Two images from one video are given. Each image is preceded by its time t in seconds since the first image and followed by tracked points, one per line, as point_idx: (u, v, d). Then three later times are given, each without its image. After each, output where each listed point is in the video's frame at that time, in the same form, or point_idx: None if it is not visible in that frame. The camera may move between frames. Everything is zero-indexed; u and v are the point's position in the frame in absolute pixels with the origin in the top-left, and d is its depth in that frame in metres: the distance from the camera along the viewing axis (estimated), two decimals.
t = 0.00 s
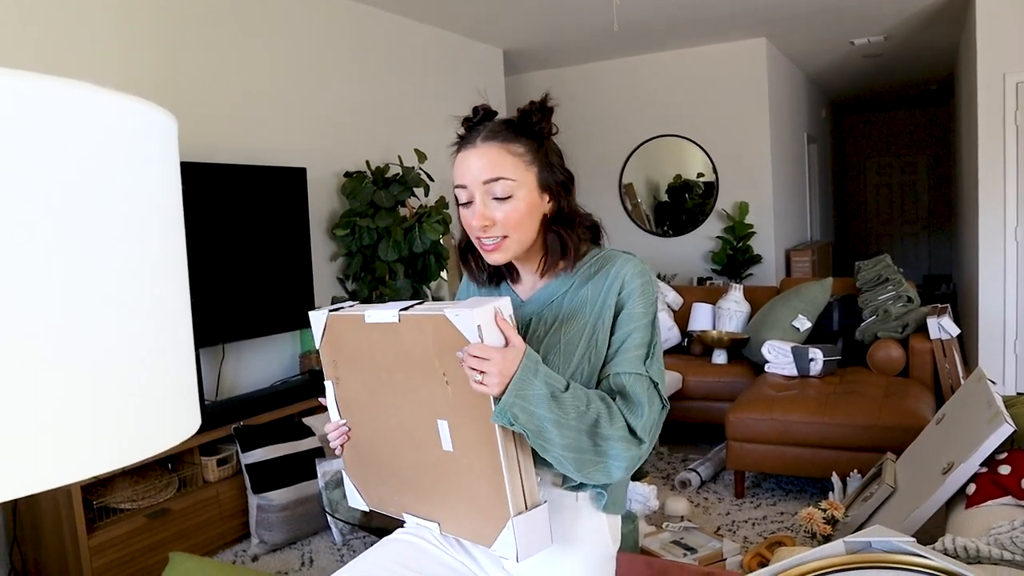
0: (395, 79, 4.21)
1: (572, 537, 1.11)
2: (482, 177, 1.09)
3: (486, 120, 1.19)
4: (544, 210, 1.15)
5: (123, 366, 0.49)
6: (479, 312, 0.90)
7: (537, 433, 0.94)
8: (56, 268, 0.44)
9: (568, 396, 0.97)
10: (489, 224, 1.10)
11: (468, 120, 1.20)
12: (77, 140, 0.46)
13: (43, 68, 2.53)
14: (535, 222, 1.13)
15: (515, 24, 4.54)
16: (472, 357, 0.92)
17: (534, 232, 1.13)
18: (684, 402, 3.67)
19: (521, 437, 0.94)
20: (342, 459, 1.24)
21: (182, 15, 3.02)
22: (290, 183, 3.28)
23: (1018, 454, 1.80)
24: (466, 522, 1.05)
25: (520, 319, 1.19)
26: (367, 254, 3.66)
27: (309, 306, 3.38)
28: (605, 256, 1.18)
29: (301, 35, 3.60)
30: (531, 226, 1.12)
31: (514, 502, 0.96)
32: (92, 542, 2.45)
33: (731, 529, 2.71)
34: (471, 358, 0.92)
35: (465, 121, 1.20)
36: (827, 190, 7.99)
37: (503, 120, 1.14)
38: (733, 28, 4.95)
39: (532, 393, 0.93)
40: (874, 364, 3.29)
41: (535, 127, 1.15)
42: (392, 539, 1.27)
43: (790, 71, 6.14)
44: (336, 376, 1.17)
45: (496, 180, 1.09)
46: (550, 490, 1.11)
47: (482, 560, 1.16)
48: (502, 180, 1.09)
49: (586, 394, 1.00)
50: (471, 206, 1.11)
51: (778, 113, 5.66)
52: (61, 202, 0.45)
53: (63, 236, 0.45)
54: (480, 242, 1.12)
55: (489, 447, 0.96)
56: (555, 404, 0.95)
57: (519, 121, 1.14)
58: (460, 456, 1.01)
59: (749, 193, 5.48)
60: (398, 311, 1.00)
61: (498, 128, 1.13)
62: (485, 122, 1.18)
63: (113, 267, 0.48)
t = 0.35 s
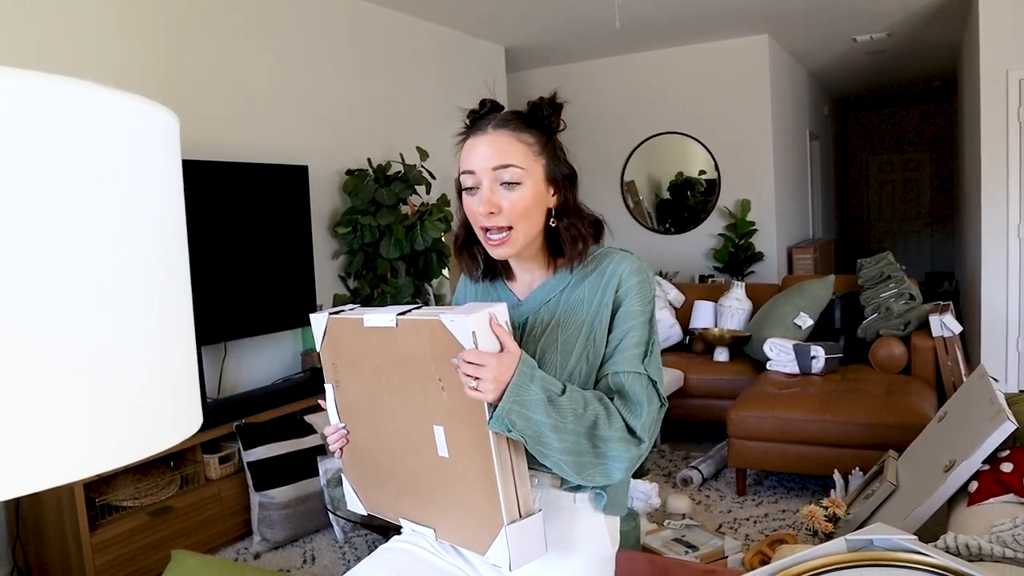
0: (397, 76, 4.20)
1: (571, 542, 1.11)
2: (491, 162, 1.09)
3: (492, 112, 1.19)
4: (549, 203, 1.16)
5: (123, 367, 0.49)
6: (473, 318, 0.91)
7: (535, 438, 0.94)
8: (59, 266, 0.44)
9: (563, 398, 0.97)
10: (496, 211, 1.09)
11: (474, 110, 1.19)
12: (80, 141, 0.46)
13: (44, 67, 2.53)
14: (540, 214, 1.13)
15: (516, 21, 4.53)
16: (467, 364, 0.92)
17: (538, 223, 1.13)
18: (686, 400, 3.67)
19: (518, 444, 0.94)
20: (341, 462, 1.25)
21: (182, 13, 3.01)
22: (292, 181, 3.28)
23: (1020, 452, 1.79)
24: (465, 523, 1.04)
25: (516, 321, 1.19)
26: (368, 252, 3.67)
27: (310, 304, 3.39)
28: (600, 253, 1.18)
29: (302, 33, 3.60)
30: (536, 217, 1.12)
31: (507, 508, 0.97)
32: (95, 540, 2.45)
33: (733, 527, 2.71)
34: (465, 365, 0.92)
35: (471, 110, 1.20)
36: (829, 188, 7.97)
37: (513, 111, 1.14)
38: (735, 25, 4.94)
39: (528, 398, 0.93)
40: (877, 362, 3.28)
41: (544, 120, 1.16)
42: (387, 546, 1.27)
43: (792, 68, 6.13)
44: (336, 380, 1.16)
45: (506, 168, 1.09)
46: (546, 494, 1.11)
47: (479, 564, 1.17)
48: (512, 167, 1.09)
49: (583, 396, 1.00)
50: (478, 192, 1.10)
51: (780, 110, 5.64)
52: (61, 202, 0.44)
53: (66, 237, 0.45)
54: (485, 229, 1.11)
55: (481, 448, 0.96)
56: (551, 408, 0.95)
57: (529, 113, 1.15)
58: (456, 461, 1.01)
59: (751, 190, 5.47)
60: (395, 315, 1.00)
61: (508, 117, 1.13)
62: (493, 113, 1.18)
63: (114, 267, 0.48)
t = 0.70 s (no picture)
0: (396, 77, 4.20)
1: (569, 544, 1.10)
2: (487, 163, 1.09)
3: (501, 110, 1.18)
4: (546, 204, 1.15)
5: (123, 367, 0.49)
6: (455, 321, 0.91)
7: (523, 439, 0.94)
8: (62, 265, 0.44)
9: (552, 399, 0.97)
10: (489, 210, 1.09)
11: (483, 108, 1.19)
12: (80, 141, 0.46)
13: (45, 67, 2.53)
14: (536, 216, 1.13)
15: (516, 22, 4.53)
16: (453, 367, 0.92)
17: (534, 225, 1.13)
18: (686, 400, 3.66)
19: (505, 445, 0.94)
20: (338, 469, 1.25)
21: (182, 14, 3.01)
22: (292, 181, 3.28)
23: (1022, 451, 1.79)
24: (464, 525, 1.04)
25: (516, 322, 1.19)
26: (368, 253, 3.67)
27: (310, 305, 3.38)
28: (600, 253, 1.18)
29: (302, 33, 3.60)
30: (532, 218, 1.12)
31: (501, 509, 0.96)
32: (96, 540, 2.46)
33: (734, 527, 2.71)
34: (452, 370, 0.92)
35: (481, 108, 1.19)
36: (829, 188, 7.96)
37: (517, 111, 1.14)
38: (735, 25, 4.94)
39: (514, 399, 0.93)
40: (878, 362, 3.28)
41: (547, 121, 1.15)
42: (385, 550, 1.27)
43: (792, 68, 6.13)
44: (330, 391, 1.16)
45: (503, 168, 1.09)
46: (542, 496, 1.11)
47: (476, 566, 1.17)
48: (507, 168, 1.09)
49: (574, 397, 1.00)
50: (475, 190, 1.10)
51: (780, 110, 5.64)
52: (60, 203, 0.44)
53: (69, 238, 0.45)
54: (478, 226, 1.11)
55: (480, 450, 0.96)
56: (539, 409, 0.95)
57: (531, 113, 1.14)
58: (455, 463, 1.01)
59: (751, 190, 5.47)
60: (382, 321, 0.99)
61: (510, 116, 1.12)
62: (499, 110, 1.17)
63: (114, 266, 0.48)
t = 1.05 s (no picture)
0: (396, 78, 4.20)
1: (567, 544, 1.11)
2: (531, 135, 1.14)
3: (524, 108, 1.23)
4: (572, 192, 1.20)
5: (124, 368, 0.49)
6: (444, 313, 0.94)
7: (512, 437, 0.95)
8: (66, 264, 0.45)
9: (545, 399, 0.98)
10: (529, 177, 1.13)
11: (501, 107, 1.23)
12: (80, 141, 0.46)
13: (44, 68, 2.53)
14: (565, 199, 1.18)
15: (515, 23, 4.53)
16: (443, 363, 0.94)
17: (563, 205, 1.18)
18: (687, 402, 3.66)
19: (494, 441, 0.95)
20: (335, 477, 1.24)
21: (181, 15, 3.01)
22: (292, 183, 3.28)
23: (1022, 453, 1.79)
24: (464, 526, 1.04)
25: (516, 321, 1.19)
26: (368, 254, 3.66)
27: (310, 306, 3.38)
28: (603, 257, 1.18)
29: (301, 34, 3.60)
30: (562, 198, 1.17)
31: (496, 501, 0.98)
32: (95, 543, 2.45)
33: (734, 529, 2.71)
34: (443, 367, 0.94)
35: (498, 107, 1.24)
36: (829, 188, 7.96)
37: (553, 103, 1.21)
38: (735, 26, 4.94)
39: (504, 396, 0.94)
40: (878, 363, 3.28)
41: (579, 117, 1.22)
42: (383, 552, 1.27)
43: (791, 69, 6.13)
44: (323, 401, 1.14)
45: (545, 143, 1.15)
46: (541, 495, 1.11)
47: (474, 567, 1.17)
48: (550, 143, 1.15)
49: (568, 399, 1.00)
50: (513, 160, 1.15)
51: (780, 111, 5.64)
52: (60, 203, 0.44)
53: (72, 238, 0.45)
54: (512, 194, 1.14)
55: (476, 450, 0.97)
56: (530, 407, 0.95)
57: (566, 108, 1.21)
58: (454, 465, 1.00)
59: (751, 191, 5.47)
60: (374, 321, 1.01)
61: (547, 104, 1.19)
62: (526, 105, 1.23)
63: (115, 265, 0.48)
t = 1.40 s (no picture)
0: (395, 79, 4.21)
1: (569, 545, 1.11)
2: (531, 152, 1.14)
3: (517, 110, 1.21)
4: (574, 201, 1.21)
5: (124, 368, 0.49)
6: (449, 316, 0.92)
7: (521, 439, 0.95)
8: (66, 264, 0.45)
9: (552, 400, 0.98)
10: (531, 198, 1.13)
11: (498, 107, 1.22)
12: (80, 141, 0.46)
13: (44, 69, 2.54)
14: (568, 209, 1.19)
15: (515, 24, 4.54)
16: (450, 366, 0.94)
17: (565, 217, 1.18)
18: (686, 403, 3.67)
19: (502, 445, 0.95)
20: (330, 481, 1.24)
21: (181, 16, 3.02)
22: (292, 184, 3.29)
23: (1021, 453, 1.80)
24: (463, 528, 1.04)
25: (523, 323, 1.19)
26: (368, 256, 3.66)
27: (310, 307, 3.39)
28: (611, 258, 1.19)
29: (301, 36, 3.60)
30: (565, 212, 1.18)
31: (501, 504, 0.97)
32: (96, 544, 2.45)
33: (734, 530, 2.71)
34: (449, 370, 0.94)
35: (494, 107, 1.22)
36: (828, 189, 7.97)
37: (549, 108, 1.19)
38: (733, 27, 4.95)
39: (512, 398, 0.95)
40: (878, 364, 3.28)
41: (577, 119, 1.20)
42: (381, 556, 1.27)
43: (791, 70, 6.14)
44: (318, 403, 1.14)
45: (545, 158, 1.14)
46: (544, 494, 1.11)
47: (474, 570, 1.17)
48: (550, 158, 1.15)
49: (573, 399, 1.01)
50: (514, 179, 1.14)
51: (779, 112, 5.64)
52: (60, 203, 0.45)
53: (72, 238, 0.45)
54: (516, 214, 1.14)
55: (480, 450, 0.96)
56: (538, 408, 0.96)
57: (563, 110, 1.19)
58: (454, 467, 1.01)
59: (751, 192, 5.47)
60: (372, 325, 0.99)
61: (544, 113, 1.18)
62: (520, 108, 1.20)
63: (115, 266, 0.48)
